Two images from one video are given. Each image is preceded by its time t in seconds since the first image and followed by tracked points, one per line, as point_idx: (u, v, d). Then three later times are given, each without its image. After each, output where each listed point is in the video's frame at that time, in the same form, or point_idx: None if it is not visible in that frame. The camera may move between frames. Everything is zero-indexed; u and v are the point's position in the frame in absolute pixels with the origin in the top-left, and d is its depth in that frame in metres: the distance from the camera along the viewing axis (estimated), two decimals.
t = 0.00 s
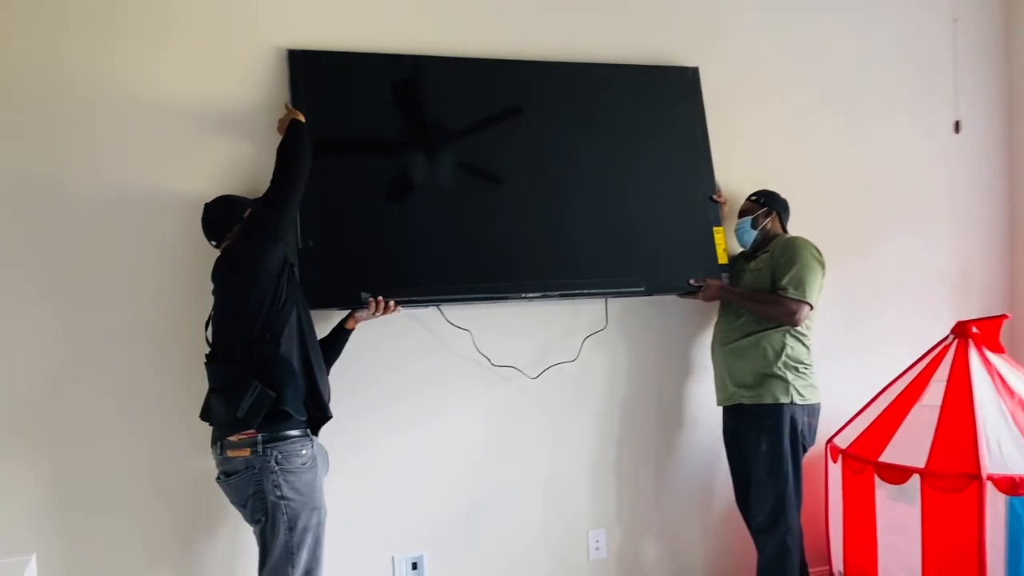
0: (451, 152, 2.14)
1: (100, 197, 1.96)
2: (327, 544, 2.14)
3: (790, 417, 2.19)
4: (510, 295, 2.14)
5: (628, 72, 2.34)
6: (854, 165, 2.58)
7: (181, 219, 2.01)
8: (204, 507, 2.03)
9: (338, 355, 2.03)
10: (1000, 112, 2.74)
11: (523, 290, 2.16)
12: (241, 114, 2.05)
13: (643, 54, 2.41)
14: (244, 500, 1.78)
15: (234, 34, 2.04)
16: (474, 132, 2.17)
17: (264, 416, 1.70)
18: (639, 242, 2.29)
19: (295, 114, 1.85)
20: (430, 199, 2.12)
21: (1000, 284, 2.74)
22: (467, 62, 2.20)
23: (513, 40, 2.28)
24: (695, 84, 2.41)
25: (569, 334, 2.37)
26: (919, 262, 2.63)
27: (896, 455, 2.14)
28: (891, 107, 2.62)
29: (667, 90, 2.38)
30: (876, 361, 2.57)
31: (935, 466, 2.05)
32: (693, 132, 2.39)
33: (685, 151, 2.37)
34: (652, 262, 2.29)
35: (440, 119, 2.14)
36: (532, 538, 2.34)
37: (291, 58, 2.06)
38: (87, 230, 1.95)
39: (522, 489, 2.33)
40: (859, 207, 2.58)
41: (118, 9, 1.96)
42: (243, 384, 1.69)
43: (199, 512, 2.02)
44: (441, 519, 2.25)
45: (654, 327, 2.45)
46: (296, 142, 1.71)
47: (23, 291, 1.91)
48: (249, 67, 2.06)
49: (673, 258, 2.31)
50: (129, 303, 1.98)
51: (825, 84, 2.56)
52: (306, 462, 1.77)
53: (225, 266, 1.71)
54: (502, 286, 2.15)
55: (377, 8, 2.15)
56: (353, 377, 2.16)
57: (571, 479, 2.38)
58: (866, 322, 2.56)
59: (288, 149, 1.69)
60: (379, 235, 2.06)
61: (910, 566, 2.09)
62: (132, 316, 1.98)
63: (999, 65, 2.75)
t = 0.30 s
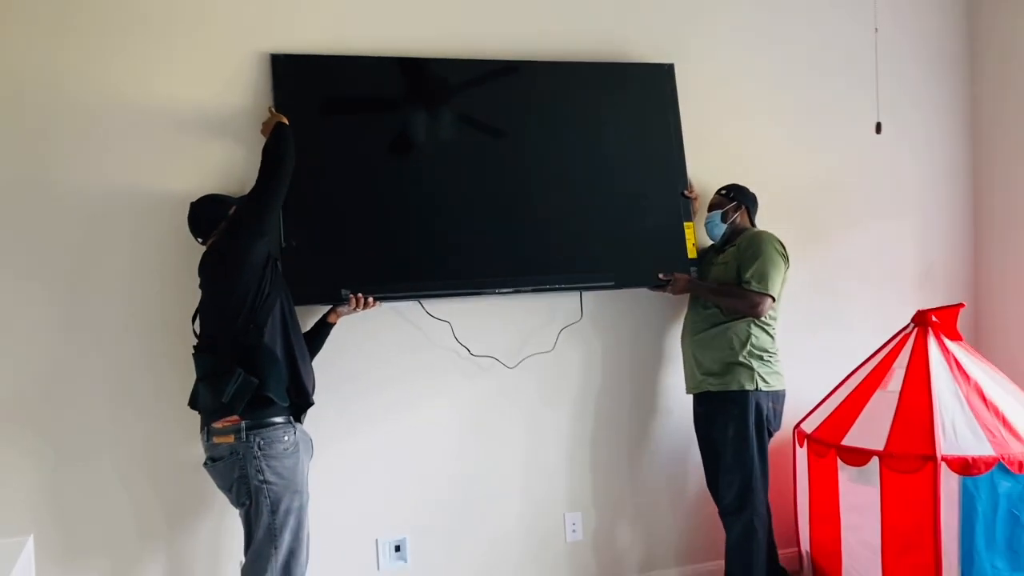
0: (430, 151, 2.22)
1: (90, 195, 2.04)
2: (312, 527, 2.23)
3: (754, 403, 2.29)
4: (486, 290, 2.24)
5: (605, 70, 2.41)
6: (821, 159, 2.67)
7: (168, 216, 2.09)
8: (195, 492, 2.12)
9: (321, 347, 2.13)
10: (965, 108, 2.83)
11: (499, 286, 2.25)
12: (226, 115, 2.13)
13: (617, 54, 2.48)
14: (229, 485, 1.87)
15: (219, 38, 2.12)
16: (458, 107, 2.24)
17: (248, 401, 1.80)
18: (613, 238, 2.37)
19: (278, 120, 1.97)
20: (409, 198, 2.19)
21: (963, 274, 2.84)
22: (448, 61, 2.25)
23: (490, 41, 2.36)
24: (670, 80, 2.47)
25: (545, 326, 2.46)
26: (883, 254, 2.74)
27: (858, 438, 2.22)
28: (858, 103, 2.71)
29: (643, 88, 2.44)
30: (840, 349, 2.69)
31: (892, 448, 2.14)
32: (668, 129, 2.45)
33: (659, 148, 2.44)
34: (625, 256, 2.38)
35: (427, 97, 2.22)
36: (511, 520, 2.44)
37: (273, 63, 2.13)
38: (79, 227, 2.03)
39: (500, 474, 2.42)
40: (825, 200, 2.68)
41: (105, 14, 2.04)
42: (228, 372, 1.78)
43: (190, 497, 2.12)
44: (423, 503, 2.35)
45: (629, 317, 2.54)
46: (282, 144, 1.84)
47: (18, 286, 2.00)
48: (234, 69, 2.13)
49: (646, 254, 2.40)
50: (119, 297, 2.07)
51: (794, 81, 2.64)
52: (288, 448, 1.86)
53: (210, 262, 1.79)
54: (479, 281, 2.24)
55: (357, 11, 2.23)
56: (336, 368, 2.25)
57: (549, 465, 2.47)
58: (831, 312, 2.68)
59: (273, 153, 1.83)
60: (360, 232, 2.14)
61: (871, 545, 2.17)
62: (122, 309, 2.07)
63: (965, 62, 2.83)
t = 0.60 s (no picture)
0: (424, 150, 2.28)
1: (97, 194, 2.12)
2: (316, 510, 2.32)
3: (740, 387, 2.37)
4: (481, 285, 2.32)
5: (595, 66, 2.46)
6: (806, 150, 2.74)
7: (173, 213, 2.18)
8: (203, 476, 2.22)
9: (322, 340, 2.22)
10: (950, 98, 2.89)
11: (493, 282, 2.34)
12: (227, 115, 2.21)
13: (607, 49, 2.54)
14: (234, 469, 1.96)
15: (218, 41, 2.19)
16: (460, 86, 2.32)
17: (251, 391, 1.90)
18: (603, 232, 2.44)
19: (277, 120, 2.02)
20: (404, 195, 2.26)
21: (946, 261, 2.93)
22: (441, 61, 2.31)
23: (482, 40, 2.42)
24: (659, 74, 2.52)
25: (539, 316, 2.53)
26: (868, 242, 2.82)
27: (842, 420, 2.29)
28: (844, 94, 2.77)
29: (632, 83, 2.49)
30: (824, 332, 2.79)
31: (875, 429, 2.21)
32: (657, 123, 2.51)
33: (648, 142, 2.50)
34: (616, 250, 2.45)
35: (428, 78, 2.29)
36: (508, 502, 2.53)
37: (271, 69, 2.20)
38: (87, 224, 2.12)
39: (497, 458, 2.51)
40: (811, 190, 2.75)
41: (108, 18, 2.11)
42: (231, 362, 1.87)
43: (198, 482, 2.22)
44: (422, 486, 2.44)
45: (621, 306, 2.61)
46: (280, 146, 1.89)
47: (31, 282, 2.09)
48: (234, 70, 2.21)
49: (635, 246, 2.47)
50: (127, 292, 2.16)
51: (781, 74, 2.70)
52: (290, 433, 1.95)
53: (211, 258, 1.87)
54: (474, 275, 2.32)
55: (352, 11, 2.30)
56: (338, 358, 2.34)
57: (545, 449, 2.56)
58: (816, 300, 2.77)
59: (275, 154, 1.88)
60: (357, 229, 2.22)
61: (855, 522, 2.25)
62: (131, 303, 2.16)
63: (949, 52, 2.88)
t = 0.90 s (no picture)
0: (427, 149, 2.35)
1: (114, 193, 2.21)
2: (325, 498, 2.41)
3: (737, 377, 2.43)
4: (484, 282, 2.39)
5: (595, 66, 2.51)
6: (802, 144, 2.79)
7: (186, 211, 2.26)
8: (217, 465, 2.31)
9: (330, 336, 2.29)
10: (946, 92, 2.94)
11: (496, 279, 2.41)
12: (237, 117, 2.28)
13: (607, 48, 2.60)
14: (244, 458, 2.05)
15: (228, 44, 2.26)
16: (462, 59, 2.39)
17: (259, 384, 1.97)
18: (602, 228, 2.51)
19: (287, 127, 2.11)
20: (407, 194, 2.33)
21: (942, 253, 2.98)
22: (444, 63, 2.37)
23: (485, 41, 2.48)
24: (658, 72, 2.57)
25: (541, 310, 2.60)
26: (865, 234, 2.87)
27: (836, 408, 2.35)
28: (840, 89, 2.82)
29: (631, 81, 2.54)
30: (821, 323, 2.85)
31: (868, 417, 2.27)
32: (656, 121, 2.56)
33: (646, 140, 2.55)
34: (615, 246, 2.51)
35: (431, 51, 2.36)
36: (510, 491, 2.60)
37: (280, 72, 2.26)
38: (104, 222, 2.20)
39: (501, 447, 2.58)
40: (808, 184, 2.80)
41: (123, 24, 2.19)
42: (241, 357, 1.95)
43: (213, 470, 2.31)
44: (427, 474, 2.51)
45: (622, 298, 2.67)
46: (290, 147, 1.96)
47: (52, 278, 2.18)
48: (244, 73, 2.28)
49: (634, 241, 2.53)
50: (143, 287, 2.24)
51: (778, 70, 2.75)
52: (298, 423, 2.04)
53: (221, 255, 1.93)
54: (476, 272, 2.39)
55: (358, 15, 2.36)
56: (345, 351, 2.41)
57: (548, 438, 2.63)
58: (814, 292, 2.83)
59: (286, 155, 1.94)
60: (363, 227, 2.29)
61: (848, 507, 2.31)
62: (147, 298, 2.25)
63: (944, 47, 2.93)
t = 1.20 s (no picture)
0: (434, 147, 2.41)
1: (129, 188, 2.28)
2: (333, 485, 2.47)
3: (737, 368, 2.49)
4: (489, 276, 2.46)
5: (598, 64, 2.56)
6: (800, 139, 2.85)
7: (199, 206, 2.33)
8: (230, 449, 2.40)
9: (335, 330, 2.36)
10: (940, 88, 3.00)
11: (501, 272, 2.47)
12: (248, 114, 2.35)
13: (608, 45, 2.65)
14: (252, 444, 2.12)
15: (240, 44, 2.33)
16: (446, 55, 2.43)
17: (266, 376, 2.04)
18: (603, 221, 2.57)
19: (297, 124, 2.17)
20: (413, 189, 2.39)
21: (936, 246, 3.04)
22: (448, 62, 2.43)
23: (488, 39, 2.54)
24: (658, 70, 2.62)
25: (544, 302, 2.66)
26: (861, 227, 2.93)
27: (831, 398, 2.41)
28: (837, 85, 2.88)
29: (632, 79, 2.60)
30: (818, 315, 2.91)
31: (861, 406, 2.33)
32: (656, 118, 2.62)
33: (646, 137, 2.61)
34: (616, 240, 2.58)
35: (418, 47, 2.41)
36: (514, 477, 2.67)
37: (291, 69, 2.31)
38: (119, 216, 2.28)
39: (504, 435, 2.65)
40: (805, 178, 2.86)
41: (137, 24, 2.26)
42: (248, 350, 2.03)
43: (226, 454, 2.40)
44: (432, 462, 2.58)
45: (623, 290, 2.73)
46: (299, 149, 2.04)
47: (70, 270, 2.25)
48: (255, 71, 2.35)
49: (635, 235, 2.59)
50: (158, 279, 2.32)
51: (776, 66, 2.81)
52: (304, 412, 2.11)
53: (232, 249, 2.02)
54: (481, 264, 2.46)
55: (365, 15, 2.43)
56: (351, 341, 2.47)
57: (550, 426, 2.69)
58: (811, 284, 2.88)
59: (294, 151, 2.03)
60: (371, 222, 2.36)
61: (843, 493, 2.37)
62: (162, 289, 2.32)
63: (938, 44, 3.00)
